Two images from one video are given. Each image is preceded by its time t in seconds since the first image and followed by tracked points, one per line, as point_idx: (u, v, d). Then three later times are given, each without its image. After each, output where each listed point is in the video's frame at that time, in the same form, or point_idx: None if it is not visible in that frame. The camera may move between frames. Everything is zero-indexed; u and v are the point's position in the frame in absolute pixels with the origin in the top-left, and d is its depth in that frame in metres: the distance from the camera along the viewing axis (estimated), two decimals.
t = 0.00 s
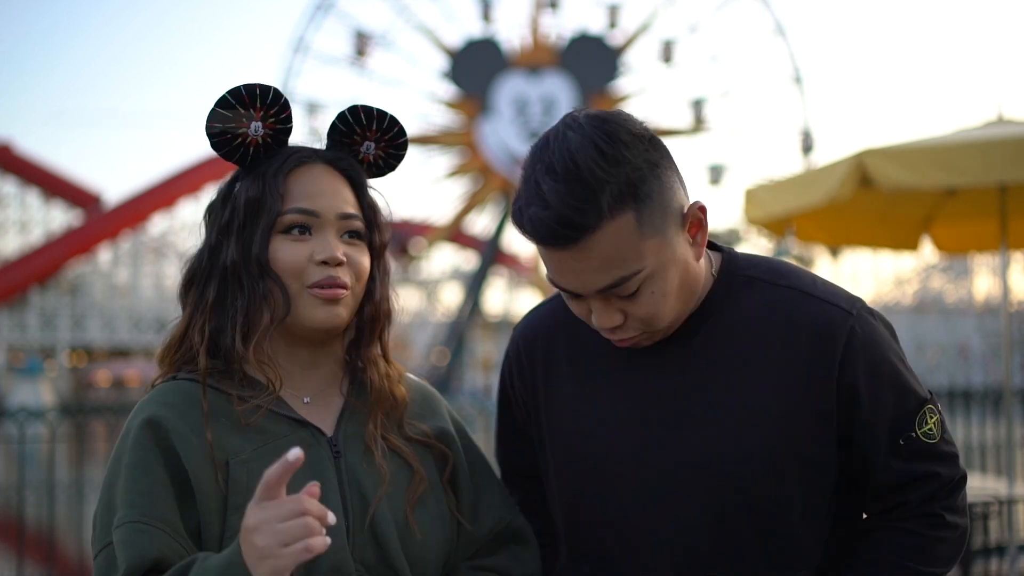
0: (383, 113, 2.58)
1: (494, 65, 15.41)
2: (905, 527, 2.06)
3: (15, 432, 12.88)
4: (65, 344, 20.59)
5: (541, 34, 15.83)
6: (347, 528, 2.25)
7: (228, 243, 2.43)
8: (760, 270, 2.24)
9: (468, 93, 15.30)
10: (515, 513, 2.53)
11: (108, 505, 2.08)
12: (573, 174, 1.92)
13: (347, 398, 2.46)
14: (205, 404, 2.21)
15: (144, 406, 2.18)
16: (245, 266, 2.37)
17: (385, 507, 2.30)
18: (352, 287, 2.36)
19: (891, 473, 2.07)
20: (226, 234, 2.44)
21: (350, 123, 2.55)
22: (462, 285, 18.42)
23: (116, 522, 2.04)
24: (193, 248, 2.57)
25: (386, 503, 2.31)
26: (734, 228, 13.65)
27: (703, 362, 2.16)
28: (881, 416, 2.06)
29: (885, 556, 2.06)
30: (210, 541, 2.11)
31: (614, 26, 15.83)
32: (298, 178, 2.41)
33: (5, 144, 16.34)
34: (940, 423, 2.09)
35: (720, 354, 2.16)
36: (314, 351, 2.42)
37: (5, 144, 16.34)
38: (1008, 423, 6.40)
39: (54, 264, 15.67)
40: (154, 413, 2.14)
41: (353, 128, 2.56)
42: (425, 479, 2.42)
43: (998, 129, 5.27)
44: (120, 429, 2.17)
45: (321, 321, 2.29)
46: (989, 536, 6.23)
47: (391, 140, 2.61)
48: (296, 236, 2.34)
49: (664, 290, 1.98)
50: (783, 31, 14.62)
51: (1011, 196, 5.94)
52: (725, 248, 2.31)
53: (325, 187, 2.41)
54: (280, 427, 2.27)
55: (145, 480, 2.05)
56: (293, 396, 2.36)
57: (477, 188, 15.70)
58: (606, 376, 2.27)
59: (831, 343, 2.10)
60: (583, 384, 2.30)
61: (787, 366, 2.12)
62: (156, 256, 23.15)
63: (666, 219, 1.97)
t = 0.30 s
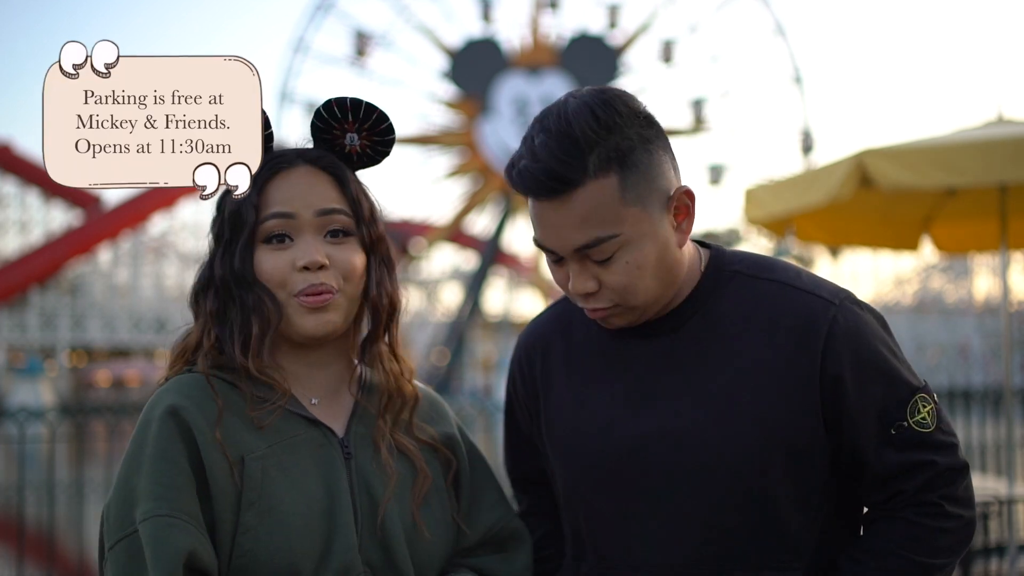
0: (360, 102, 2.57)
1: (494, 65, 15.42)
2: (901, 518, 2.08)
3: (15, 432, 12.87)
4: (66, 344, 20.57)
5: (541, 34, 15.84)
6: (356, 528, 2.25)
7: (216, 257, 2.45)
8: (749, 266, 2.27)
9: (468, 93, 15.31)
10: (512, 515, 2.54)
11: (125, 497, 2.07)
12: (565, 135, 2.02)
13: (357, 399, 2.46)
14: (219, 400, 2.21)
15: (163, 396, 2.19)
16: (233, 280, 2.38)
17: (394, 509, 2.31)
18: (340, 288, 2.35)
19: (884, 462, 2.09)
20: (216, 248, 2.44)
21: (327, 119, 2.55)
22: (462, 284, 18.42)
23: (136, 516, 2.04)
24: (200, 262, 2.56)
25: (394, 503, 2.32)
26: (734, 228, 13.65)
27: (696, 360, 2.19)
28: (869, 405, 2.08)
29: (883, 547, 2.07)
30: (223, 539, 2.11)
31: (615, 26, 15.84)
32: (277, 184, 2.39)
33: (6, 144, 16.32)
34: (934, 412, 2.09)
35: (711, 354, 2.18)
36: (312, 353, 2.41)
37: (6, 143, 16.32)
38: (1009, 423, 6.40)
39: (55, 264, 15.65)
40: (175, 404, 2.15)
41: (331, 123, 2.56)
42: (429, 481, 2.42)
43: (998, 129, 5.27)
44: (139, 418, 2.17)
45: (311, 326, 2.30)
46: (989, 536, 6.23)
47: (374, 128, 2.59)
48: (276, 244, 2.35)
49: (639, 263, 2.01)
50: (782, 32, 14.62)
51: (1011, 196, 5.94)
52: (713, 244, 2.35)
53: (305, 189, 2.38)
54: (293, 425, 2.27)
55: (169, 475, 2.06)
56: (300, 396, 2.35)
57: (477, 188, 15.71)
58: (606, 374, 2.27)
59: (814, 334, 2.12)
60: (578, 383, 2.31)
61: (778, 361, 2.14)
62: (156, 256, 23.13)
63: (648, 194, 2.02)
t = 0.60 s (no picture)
0: (362, 101, 2.57)
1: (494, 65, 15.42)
2: (891, 523, 2.14)
3: (15, 432, 12.88)
4: (66, 344, 20.55)
5: (541, 34, 15.84)
6: (360, 535, 2.25)
7: (230, 268, 2.45)
8: (760, 265, 2.35)
9: (468, 93, 15.30)
10: (518, 530, 2.54)
11: (125, 496, 2.09)
12: (594, 87, 2.31)
13: (371, 402, 2.46)
14: (227, 407, 2.21)
15: (172, 397, 2.20)
16: (248, 290, 2.37)
17: (397, 521, 2.30)
18: (360, 290, 2.37)
19: (878, 464, 2.15)
20: (231, 260, 2.44)
21: (331, 121, 2.55)
22: (462, 284, 18.40)
23: (134, 516, 2.06)
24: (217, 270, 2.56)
25: (399, 512, 2.32)
26: (735, 228, 13.64)
27: (697, 349, 2.27)
28: (868, 403, 2.16)
29: (869, 550, 2.14)
30: (224, 543, 2.12)
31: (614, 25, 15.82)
32: (289, 192, 2.40)
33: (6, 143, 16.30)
34: (931, 420, 2.17)
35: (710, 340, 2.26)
36: (331, 357, 2.41)
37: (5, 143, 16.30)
38: (1008, 423, 6.40)
39: (55, 264, 15.63)
40: (184, 405, 2.16)
41: (336, 125, 2.55)
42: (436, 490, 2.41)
43: (997, 129, 5.27)
44: (148, 418, 2.18)
45: (329, 331, 2.30)
46: (989, 536, 6.23)
47: (380, 126, 2.58)
48: (292, 253, 2.37)
49: (619, 218, 2.21)
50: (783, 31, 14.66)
51: (1011, 196, 5.94)
52: (726, 247, 2.44)
53: (317, 195, 2.39)
54: (303, 432, 2.27)
55: (168, 479, 2.07)
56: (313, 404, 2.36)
57: (477, 188, 15.72)
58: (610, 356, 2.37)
59: (821, 329, 2.19)
60: (580, 362, 2.41)
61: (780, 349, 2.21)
62: (156, 256, 23.12)
63: (647, 163, 2.23)
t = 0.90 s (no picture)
0: (369, 104, 2.56)
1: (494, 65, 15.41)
2: (870, 517, 2.22)
3: (15, 432, 12.90)
4: (66, 344, 20.53)
5: (541, 34, 15.83)
6: (357, 535, 2.25)
7: (230, 265, 2.46)
8: (741, 271, 2.45)
9: (468, 93, 15.29)
10: (519, 528, 2.52)
11: (122, 497, 2.09)
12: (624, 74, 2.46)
13: (370, 404, 2.46)
14: (225, 408, 2.21)
15: (170, 399, 2.20)
16: (247, 288, 2.39)
17: (396, 522, 2.30)
18: (358, 291, 2.37)
19: (858, 457, 2.25)
20: (232, 255, 2.44)
21: (338, 123, 2.55)
22: (462, 284, 18.40)
23: (131, 517, 2.06)
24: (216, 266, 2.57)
25: (398, 514, 2.32)
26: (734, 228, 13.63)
27: (687, 348, 2.33)
28: (849, 400, 2.25)
29: (851, 544, 2.21)
30: (221, 544, 2.13)
31: (615, 25, 15.81)
32: (292, 190, 2.41)
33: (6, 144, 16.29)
34: (905, 415, 2.29)
35: (702, 340, 2.33)
36: (330, 356, 2.42)
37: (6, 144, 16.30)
38: (1009, 424, 6.40)
39: (55, 264, 15.61)
40: (181, 408, 2.16)
41: (342, 126, 2.55)
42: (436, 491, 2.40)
43: (997, 130, 5.27)
44: (146, 419, 2.18)
45: (325, 330, 2.30)
46: (989, 536, 6.24)
47: (386, 129, 2.58)
48: (291, 251, 2.37)
49: (665, 188, 2.32)
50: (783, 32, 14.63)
51: (1011, 197, 5.94)
52: (708, 254, 2.52)
53: (320, 194, 2.40)
54: (300, 432, 2.27)
55: (165, 480, 2.07)
56: (311, 404, 2.36)
57: (477, 188, 15.73)
58: (598, 361, 2.40)
59: (805, 327, 2.28)
60: (570, 368, 2.43)
61: (767, 348, 2.29)
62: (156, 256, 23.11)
63: (677, 143, 2.41)
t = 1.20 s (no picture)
0: (379, 107, 2.58)
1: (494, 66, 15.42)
2: (874, 510, 2.24)
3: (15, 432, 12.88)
4: (66, 344, 20.52)
5: (541, 34, 15.83)
6: (350, 529, 2.25)
7: (232, 251, 2.43)
8: (745, 267, 2.47)
9: (468, 93, 15.30)
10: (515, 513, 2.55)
11: (107, 502, 2.09)
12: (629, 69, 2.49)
13: (356, 396, 2.48)
14: (210, 407, 2.21)
15: (151, 403, 2.20)
16: (247, 274, 2.37)
17: (390, 511, 2.30)
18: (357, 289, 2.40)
19: (861, 451, 2.27)
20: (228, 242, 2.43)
21: (346, 121, 2.55)
22: (462, 284, 18.39)
23: (115, 520, 2.06)
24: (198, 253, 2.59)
25: (391, 507, 2.31)
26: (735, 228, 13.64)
27: (691, 349, 2.34)
28: (854, 395, 2.27)
29: (855, 537, 2.22)
30: (211, 543, 2.12)
31: (615, 26, 15.79)
32: (298, 181, 2.41)
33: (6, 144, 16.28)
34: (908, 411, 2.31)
35: (705, 347, 2.33)
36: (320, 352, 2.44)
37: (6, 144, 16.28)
38: (1009, 423, 6.40)
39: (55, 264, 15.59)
40: (163, 410, 2.16)
41: (349, 126, 2.56)
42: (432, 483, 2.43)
43: (998, 129, 5.27)
44: (129, 423, 2.19)
45: (328, 327, 2.33)
46: (989, 536, 6.24)
47: (389, 134, 2.61)
48: (299, 240, 2.36)
49: (677, 176, 2.36)
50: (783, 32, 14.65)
51: (1012, 197, 5.94)
52: (713, 250, 2.54)
53: (326, 188, 2.41)
54: (287, 426, 2.28)
55: (148, 482, 2.07)
56: (299, 397, 2.36)
57: (477, 188, 15.72)
58: (599, 358, 2.41)
59: (813, 322, 2.30)
60: (574, 364, 2.44)
61: (774, 344, 2.30)
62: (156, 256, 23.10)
63: (683, 137, 2.44)
